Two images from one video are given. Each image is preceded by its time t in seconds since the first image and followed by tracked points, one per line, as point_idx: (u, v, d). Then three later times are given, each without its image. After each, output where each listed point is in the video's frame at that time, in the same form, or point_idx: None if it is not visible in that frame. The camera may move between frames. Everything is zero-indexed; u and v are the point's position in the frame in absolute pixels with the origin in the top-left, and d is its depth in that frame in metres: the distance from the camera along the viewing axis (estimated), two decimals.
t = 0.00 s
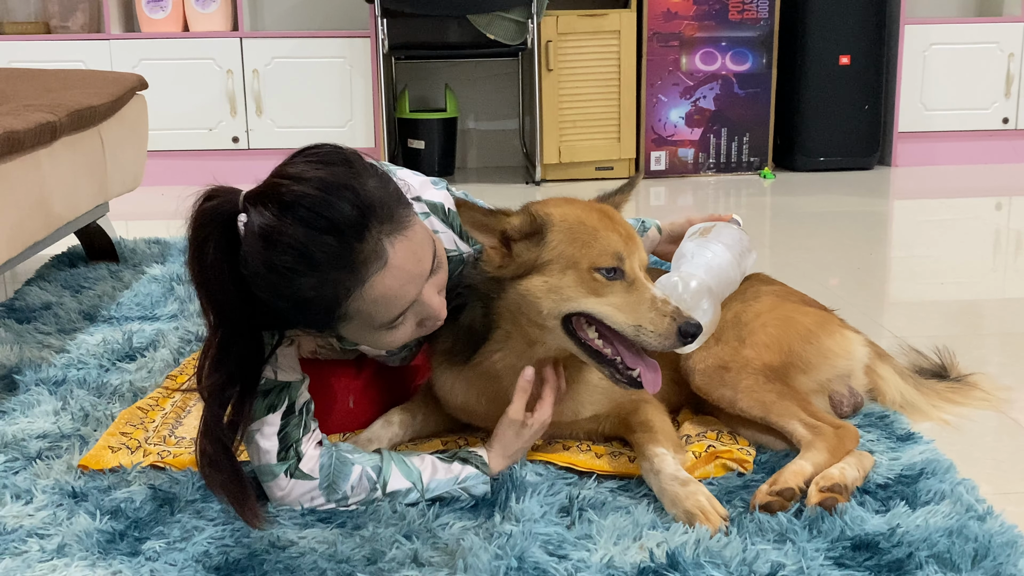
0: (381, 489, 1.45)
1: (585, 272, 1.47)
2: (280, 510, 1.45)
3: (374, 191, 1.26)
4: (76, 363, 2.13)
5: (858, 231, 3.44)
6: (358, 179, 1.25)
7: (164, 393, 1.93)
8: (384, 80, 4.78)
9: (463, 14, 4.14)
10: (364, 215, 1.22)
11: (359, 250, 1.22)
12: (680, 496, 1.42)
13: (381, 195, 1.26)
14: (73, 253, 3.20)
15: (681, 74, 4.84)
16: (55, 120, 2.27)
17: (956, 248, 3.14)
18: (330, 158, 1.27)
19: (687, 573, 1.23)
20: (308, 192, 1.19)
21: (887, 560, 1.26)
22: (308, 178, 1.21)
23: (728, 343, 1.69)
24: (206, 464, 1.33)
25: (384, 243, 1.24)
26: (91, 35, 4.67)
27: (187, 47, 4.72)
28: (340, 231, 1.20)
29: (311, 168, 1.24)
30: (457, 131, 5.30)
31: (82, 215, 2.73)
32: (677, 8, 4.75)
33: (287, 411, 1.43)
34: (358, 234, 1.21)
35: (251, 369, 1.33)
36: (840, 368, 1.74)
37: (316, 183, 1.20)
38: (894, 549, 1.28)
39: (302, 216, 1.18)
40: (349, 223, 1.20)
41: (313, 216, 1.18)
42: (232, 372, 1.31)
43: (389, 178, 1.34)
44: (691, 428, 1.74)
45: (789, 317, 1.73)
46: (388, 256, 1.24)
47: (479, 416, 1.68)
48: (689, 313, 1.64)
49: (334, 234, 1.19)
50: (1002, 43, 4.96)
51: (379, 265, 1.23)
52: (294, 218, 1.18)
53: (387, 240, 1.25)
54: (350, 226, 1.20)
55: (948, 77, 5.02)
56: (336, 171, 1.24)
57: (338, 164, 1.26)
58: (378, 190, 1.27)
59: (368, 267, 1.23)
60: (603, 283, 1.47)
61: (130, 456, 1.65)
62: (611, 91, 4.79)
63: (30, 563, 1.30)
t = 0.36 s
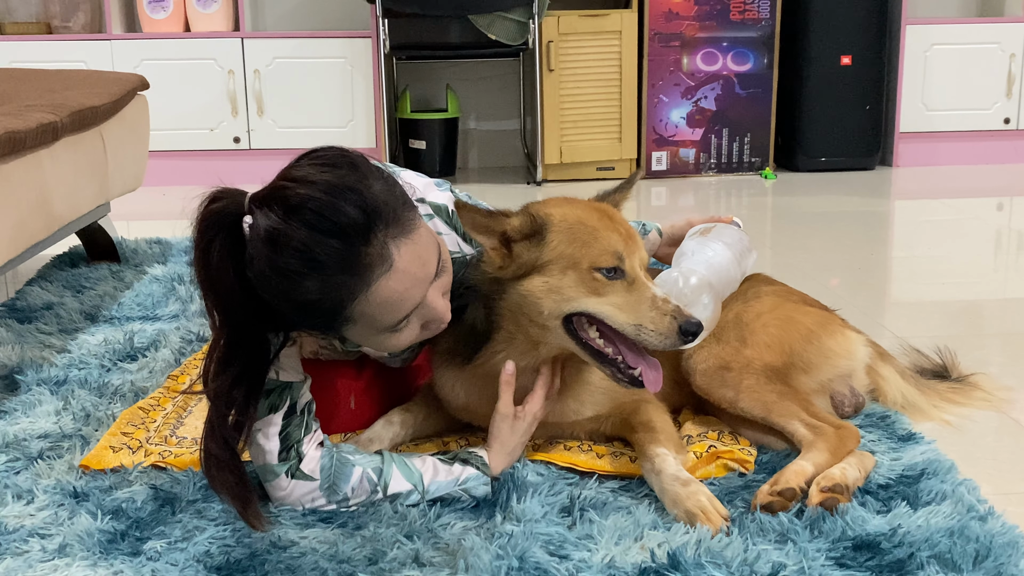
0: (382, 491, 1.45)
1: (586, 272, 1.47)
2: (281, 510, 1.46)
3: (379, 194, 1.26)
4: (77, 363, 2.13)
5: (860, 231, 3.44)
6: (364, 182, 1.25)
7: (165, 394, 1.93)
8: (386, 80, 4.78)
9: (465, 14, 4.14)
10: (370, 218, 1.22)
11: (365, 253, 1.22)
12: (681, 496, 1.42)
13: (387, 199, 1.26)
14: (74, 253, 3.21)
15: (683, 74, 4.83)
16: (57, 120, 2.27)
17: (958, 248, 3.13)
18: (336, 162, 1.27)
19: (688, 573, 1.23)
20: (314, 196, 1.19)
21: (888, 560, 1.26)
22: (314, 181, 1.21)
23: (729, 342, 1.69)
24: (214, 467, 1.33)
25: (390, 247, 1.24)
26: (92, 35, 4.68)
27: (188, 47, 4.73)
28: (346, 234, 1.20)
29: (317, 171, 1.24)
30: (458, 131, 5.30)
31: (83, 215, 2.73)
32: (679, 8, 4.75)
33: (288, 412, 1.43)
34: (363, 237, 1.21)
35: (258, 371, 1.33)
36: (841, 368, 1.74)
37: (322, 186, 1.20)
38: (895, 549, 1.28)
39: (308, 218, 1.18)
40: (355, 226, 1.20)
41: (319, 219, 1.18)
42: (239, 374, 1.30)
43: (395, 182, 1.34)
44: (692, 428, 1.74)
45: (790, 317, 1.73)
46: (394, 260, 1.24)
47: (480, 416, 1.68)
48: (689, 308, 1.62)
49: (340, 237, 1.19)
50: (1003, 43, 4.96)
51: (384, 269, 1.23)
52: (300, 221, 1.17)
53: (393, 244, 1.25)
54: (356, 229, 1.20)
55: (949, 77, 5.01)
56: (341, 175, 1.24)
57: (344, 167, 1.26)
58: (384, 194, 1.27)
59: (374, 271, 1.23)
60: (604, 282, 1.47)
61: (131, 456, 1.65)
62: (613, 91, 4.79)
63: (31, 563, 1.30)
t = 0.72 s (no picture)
0: (383, 492, 1.45)
1: (585, 272, 1.47)
2: (283, 510, 1.46)
3: (380, 196, 1.26)
4: (78, 363, 2.13)
5: (861, 231, 3.44)
6: (365, 183, 1.26)
7: (166, 394, 1.93)
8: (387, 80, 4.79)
9: (466, 14, 4.14)
10: (371, 220, 1.22)
11: (366, 255, 1.22)
12: (682, 496, 1.42)
13: (388, 200, 1.26)
14: (76, 253, 3.21)
15: (684, 74, 4.83)
16: (58, 120, 2.28)
17: (959, 248, 3.13)
18: (337, 163, 1.27)
19: (689, 574, 1.23)
20: (315, 197, 1.19)
21: (890, 560, 1.26)
22: (315, 182, 1.21)
23: (729, 342, 1.69)
24: (215, 466, 1.33)
25: (391, 249, 1.24)
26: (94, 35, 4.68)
27: (189, 47, 4.73)
28: (347, 235, 1.20)
29: (318, 172, 1.24)
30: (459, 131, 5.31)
31: (85, 215, 2.73)
32: (680, 8, 4.75)
33: (290, 411, 1.43)
34: (364, 238, 1.21)
35: (258, 372, 1.32)
36: (842, 368, 1.74)
37: (323, 187, 1.20)
38: (896, 549, 1.28)
39: (309, 219, 1.18)
40: (356, 228, 1.20)
41: (320, 220, 1.18)
42: (239, 374, 1.30)
43: (396, 183, 1.35)
44: (693, 428, 1.74)
45: (791, 317, 1.73)
46: (395, 261, 1.25)
47: (480, 416, 1.68)
48: (688, 310, 1.62)
49: (341, 238, 1.19)
50: (1004, 43, 4.96)
51: (385, 271, 1.23)
52: (301, 222, 1.18)
53: (393, 245, 1.25)
54: (357, 231, 1.20)
55: (951, 77, 5.01)
56: (343, 176, 1.24)
57: (345, 168, 1.26)
58: (385, 195, 1.27)
59: (375, 273, 1.23)
60: (603, 283, 1.47)
61: (133, 456, 1.65)
62: (613, 91, 4.79)
63: (33, 563, 1.30)
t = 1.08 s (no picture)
0: (384, 493, 1.45)
1: (586, 274, 1.47)
2: (284, 511, 1.45)
3: (380, 199, 1.26)
4: (79, 363, 2.13)
5: (862, 231, 3.44)
6: (365, 187, 1.26)
7: (167, 394, 1.93)
8: (388, 80, 4.79)
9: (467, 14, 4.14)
10: (370, 223, 1.22)
11: (365, 258, 1.22)
12: (682, 496, 1.42)
13: (388, 204, 1.26)
14: (77, 253, 3.21)
15: (685, 74, 4.83)
16: (58, 120, 2.28)
17: (960, 248, 3.13)
18: (337, 166, 1.27)
19: (689, 574, 1.22)
20: (314, 200, 1.19)
21: (890, 561, 1.26)
22: (314, 185, 1.21)
23: (730, 344, 1.69)
24: (214, 467, 1.33)
25: (390, 252, 1.24)
26: (95, 35, 4.68)
27: (190, 47, 4.73)
28: (346, 239, 1.20)
29: (318, 175, 1.24)
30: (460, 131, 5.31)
31: (85, 216, 2.73)
32: (681, 8, 4.75)
33: (291, 411, 1.43)
34: (364, 242, 1.22)
35: (258, 373, 1.33)
36: (843, 369, 1.74)
37: (323, 190, 1.20)
38: (896, 550, 1.28)
39: (309, 223, 1.18)
40: (356, 231, 1.21)
41: (319, 224, 1.18)
42: (239, 375, 1.30)
43: (396, 186, 1.35)
44: (694, 429, 1.74)
45: (791, 317, 1.74)
46: (394, 264, 1.24)
47: (481, 417, 1.68)
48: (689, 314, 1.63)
49: (340, 241, 1.19)
50: (1005, 43, 4.96)
51: (384, 274, 1.23)
52: (299, 226, 1.18)
53: (393, 248, 1.25)
54: (356, 234, 1.20)
55: (952, 77, 5.01)
56: (343, 179, 1.24)
57: (345, 171, 1.26)
58: (385, 198, 1.27)
59: (375, 276, 1.23)
60: (604, 285, 1.47)
61: (133, 456, 1.65)
62: (614, 92, 4.79)
63: (33, 563, 1.30)
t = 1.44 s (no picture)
0: (386, 493, 1.45)
1: (594, 280, 1.47)
2: (285, 511, 1.45)
3: (389, 207, 1.26)
4: (81, 362, 2.13)
5: (863, 231, 3.43)
6: (374, 195, 1.25)
7: (168, 393, 1.93)
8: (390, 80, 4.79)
9: (468, 14, 4.14)
10: (380, 233, 1.22)
11: (375, 268, 1.22)
12: (684, 497, 1.41)
13: (396, 212, 1.26)
14: (78, 253, 3.21)
15: (686, 74, 4.83)
16: (60, 120, 2.28)
17: (961, 248, 3.13)
18: (345, 174, 1.26)
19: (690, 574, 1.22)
20: (324, 210, 1.18)
21: (892, 561, 1.26)
22: (324, 195, 1.20)
23: (732, 346, 1.69)
24: (214, 471, 1.32)
25: (400, 261, 1.25)
26: (96, 35, 4.68)
27: (192, 47, 4.73)
28: (356, 249, 1.20)
29: (326, 184, 1.23)
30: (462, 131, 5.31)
31: (86, 216, 2.73)
32: (682, 8, 4.74)
33: (291, 412, 1.43)
34: (373, 251, 1.22)
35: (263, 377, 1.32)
36: (845, 370, 1.74)
37: (332, 200, 1.20)
38: (898, 550, 1.28)
39: (318, 233, 1.18)
40: (365, 241, 1.20)
41: (329, 234, 1.18)
42: (244, 381, 1.30)
43: (402, 192, 1.34)
44: (696, 429, 1.74)
45: (792, 319, 1.74)
46: (404, 273, 1.26)
47: (483, 418, 1.68)
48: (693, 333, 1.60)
49: (350, 252, 1.20)
50: (1007, 43, 4.95)
51: (394, 283, 1.24)
52: (309, 236, 1.17)
53: (403, 258, 1.26)
54: (366, 245, 1.21)
55: (954, 77, 5.00)
56: (351, 187, 1.24)
57: (353, 179, 1.26)
58: (394, 206, 1.27)
59: (383, 285, 1.24)
60: (613, 291, 1.47)
61: (135, 456, 1.65)
62: (616, 92, 4.79)
63: (34, 563, 1.30)
